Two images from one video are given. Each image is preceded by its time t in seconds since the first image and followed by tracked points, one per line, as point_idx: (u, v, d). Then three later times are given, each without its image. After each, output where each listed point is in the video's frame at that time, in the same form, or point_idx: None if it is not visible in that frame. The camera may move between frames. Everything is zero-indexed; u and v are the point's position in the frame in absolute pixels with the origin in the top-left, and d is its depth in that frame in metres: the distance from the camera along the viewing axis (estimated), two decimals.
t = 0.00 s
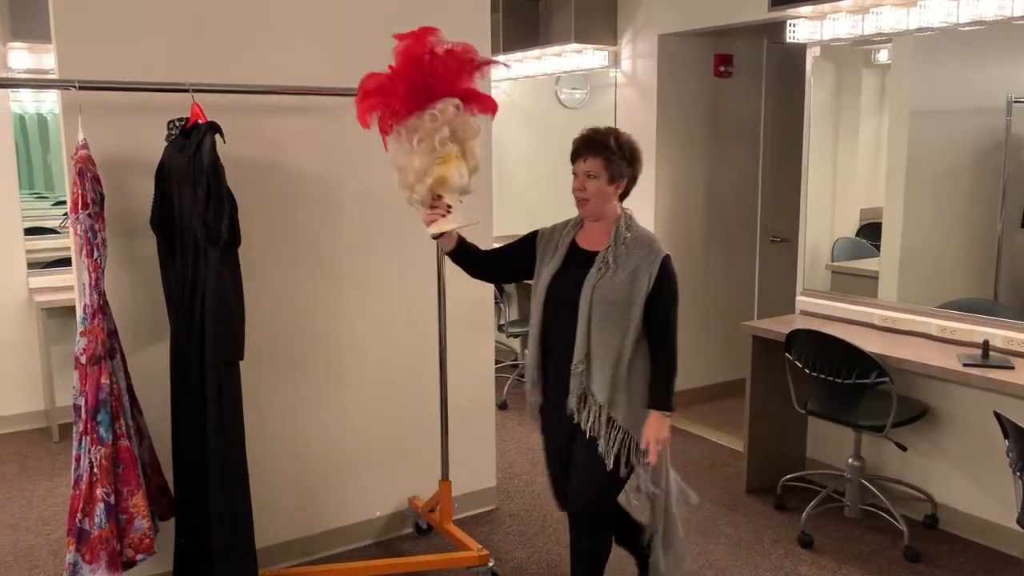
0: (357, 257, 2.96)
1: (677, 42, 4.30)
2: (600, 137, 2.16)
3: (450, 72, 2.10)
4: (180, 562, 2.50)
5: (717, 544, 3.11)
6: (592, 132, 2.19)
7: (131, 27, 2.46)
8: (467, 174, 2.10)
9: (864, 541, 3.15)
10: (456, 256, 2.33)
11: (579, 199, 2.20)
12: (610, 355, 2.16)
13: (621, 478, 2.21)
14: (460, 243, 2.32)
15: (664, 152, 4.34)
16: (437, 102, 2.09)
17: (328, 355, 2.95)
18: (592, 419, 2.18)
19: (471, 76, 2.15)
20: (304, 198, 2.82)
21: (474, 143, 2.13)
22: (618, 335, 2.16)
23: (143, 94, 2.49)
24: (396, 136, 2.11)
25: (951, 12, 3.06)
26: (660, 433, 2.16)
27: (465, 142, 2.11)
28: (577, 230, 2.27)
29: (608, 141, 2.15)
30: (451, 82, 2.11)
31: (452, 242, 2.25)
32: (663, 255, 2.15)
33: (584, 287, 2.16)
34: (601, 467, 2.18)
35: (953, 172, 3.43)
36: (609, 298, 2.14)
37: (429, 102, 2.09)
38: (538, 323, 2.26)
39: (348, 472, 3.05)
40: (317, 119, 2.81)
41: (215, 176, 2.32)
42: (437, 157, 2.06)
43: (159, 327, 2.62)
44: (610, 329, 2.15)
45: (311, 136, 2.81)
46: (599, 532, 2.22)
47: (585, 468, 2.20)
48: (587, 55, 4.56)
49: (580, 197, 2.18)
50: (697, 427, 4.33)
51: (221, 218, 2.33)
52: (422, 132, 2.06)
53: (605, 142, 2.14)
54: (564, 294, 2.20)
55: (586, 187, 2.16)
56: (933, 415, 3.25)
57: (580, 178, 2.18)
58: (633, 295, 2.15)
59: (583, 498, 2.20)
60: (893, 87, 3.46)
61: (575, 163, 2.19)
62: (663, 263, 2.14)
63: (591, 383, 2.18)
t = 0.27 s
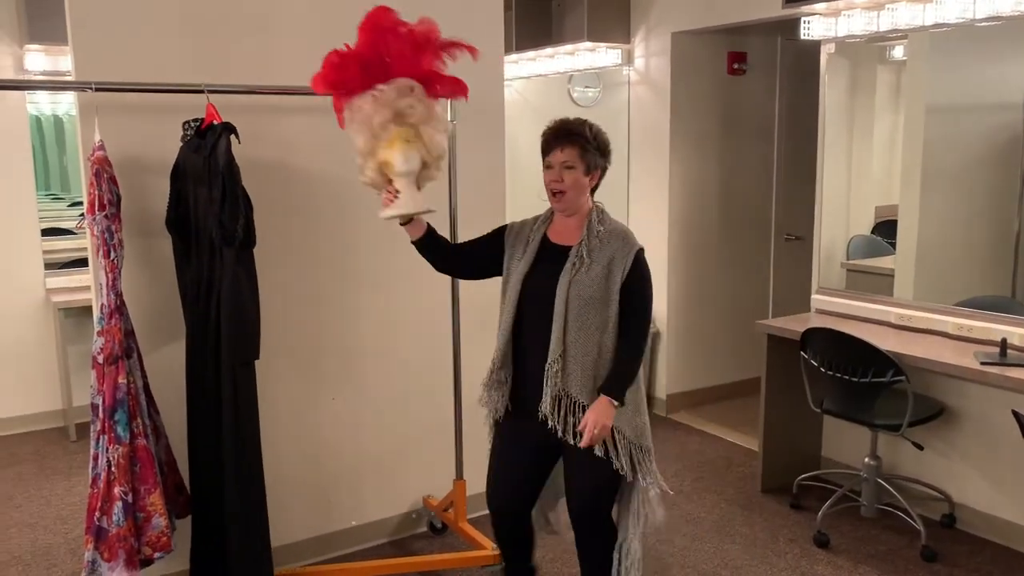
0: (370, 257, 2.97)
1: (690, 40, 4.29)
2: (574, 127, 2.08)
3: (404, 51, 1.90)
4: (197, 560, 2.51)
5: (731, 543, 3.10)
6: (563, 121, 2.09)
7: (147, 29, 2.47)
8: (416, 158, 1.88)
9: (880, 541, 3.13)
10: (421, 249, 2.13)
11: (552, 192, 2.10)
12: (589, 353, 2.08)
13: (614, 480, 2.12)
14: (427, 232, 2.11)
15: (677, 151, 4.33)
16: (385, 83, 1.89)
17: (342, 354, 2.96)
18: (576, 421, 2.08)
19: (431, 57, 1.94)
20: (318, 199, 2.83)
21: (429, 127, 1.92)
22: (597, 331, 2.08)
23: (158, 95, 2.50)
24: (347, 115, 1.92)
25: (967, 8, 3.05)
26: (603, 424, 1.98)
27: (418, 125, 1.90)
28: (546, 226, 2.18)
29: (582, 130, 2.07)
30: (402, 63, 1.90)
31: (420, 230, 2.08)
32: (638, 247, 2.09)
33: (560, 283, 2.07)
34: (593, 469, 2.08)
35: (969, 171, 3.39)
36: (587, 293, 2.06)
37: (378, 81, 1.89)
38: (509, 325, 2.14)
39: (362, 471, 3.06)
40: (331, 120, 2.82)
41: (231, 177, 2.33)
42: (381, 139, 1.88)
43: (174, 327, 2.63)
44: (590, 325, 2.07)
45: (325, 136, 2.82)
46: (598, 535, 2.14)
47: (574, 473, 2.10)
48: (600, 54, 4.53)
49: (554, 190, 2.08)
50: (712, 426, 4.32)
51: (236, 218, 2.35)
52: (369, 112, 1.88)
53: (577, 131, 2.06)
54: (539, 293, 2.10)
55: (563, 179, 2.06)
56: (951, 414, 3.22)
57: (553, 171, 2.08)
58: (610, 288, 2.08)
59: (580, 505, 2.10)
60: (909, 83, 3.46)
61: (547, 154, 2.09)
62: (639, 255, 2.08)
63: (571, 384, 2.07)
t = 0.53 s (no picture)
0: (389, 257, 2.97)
1: (708, 38, 4.27)
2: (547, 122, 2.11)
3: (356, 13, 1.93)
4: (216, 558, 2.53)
5: (749, 542, 3.09)
6: (531, 116, 2.12)
7: (168, 31, 2.49)
8: (359, 114, 1.86)
9: (901, 540, 3.11)
10: (384, 223, 2.09)
11: (529, 189, 2.10)
12: (572, 348, 2.11)
13: (597, 469, 2.19)
14: (396, 209, 2.10)
15: (694, 149, 4.32)
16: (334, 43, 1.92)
17: (361, 353, 2.97)
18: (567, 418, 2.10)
19: (383, 19, 1.95)
20: (337, 198, 2.83)
21: (377, 87, 1.91)
22: (578, 328, 2.12)
23: (179, 96, 2.51)
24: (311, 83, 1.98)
25: (989, 3, 3.06)
26: (608, 427, 2.11)
27: (364, 83, 1.90)
28: (513, 220, 2.17)
29: (558, 127, 2.11)
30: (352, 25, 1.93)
31: (388, 204, 2.07)
32: (608, 243, 2.16)
33: (543, 282, 2.07)
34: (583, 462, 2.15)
35: (989, 168, 3.30)
36: (570, 290, 2.09)
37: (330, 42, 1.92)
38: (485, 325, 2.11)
39: (380, 470, 3.07)
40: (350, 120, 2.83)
41: (250, 178, 2.34)
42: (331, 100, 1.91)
43: (194, 326, 2.64)
44: (573, 323, 2.10)
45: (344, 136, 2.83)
46: (588, 524, 2.20)
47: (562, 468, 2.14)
48: (617, 51, 4.57)
49: (535, 186, 2.09)
50: (730, 425, 4.31)
51: (256, 219, 2.36)
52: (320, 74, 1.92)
53: (554, 129, 2.10)
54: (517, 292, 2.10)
55: (546, 176, 2.08)
56: (973, 413, 3.20)
57: (533, 167, 2.09)
58: (588, 284, 2.12)
59: (569, 496, 2.17)
60: (930, 79, 3.43)
61: (524, 151, 2.09)
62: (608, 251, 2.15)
63: (558, 383, 2.09)
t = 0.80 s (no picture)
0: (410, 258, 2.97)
1: (727, 36, 4.25)
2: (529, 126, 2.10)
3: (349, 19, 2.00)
4: (239, 557, 2.55)
5: (770, 542, 3.07)
6: (512, 121, 2.10)
7: (190, 34, 2.51)
8: (349, 122, 1.92)
9: (924, 541, 3.08)
10: (370, 235, 2.10)
11: (512, 195, 2.08)
12: (552, 353, 2.11)
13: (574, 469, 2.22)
14: (382, 218, 2.11)
15: (714, 147, 4.30)
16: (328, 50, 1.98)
17: (383, 353, 2.98)
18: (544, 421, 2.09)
19: (378, 28, 2.02)
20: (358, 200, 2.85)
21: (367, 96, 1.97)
22: (560, 332, 2.12)
23: (202, 99, 2.54)
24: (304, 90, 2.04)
25: None
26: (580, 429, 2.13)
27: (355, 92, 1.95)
28: (496, 224, 2.15)
29: (539, 132, 2.10)
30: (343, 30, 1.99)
31: (376, 211, 2.08)
32: (589, 247, 2.16)
33: (527, 288, 2.06)
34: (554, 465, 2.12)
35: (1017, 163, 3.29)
36: (554, 296, 2.08)
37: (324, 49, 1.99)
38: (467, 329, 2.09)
39: (402, 469, 3.09)
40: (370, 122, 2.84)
41: (271, 180, 2.36)
42: (323, 106, 1.97)
43: (217, 327, 2.67)
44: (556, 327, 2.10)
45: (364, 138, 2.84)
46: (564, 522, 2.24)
47: (532, 471, 2.12)
48: (636, 50, 4.57)
49: (519, 192, 2.06)
50: (750, 425, 4.29)
51: (277, 220, 2.37)
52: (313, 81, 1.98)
53: (536, 132, 2.08)
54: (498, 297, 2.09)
55: (529, 181, 2.06)
56: (997, 413, 3.16)
57: (516, 173, 2.06)
58: (571, 289, 2.12)
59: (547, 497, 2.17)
60: (953, 75, 3.43)
61: (506, 158, 2.07)
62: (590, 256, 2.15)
63: (537, 387, 2.09)
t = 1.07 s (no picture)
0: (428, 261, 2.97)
1: (744, 36, 4.23)
2: (528, 131, 2.08)
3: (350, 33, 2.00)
4: (258, 558, 2.56)
5: (788, 545, 3.05)
6: (513, 125, 2.08)
7: (209, 39, 2.53)
8: (353, 137, 1.94)
9: (946, 544, 3.05)
10: (373, 245, 2.12)
11: (511, 199, 2.07)
12: (558, 355, 2.10)
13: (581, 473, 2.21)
14: (384, 227, 2.12)
15: (731, 148, 4.28)
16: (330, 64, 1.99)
17: (401, 356, 2.99)
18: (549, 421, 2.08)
19: (378, 41, 2.02)
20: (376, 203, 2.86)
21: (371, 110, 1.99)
22: (565, 335, 2.11)
23: (220, 104, 2.55)
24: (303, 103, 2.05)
25: None
26: (584, 431, 2.12)
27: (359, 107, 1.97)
28: (499, 229, 2.16)
29: (537, 136, 2.07)
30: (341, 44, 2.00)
31: (378, 221, 2.10)
32: (592, 248, 2.16)
33: (531, 291, 2.06)
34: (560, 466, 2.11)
35: None
36: (558, 298, 2.08)
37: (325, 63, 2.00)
38: (471, 333, 2.10)
39: (420, 471, 3.09)
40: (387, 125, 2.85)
41: (290, 184, 2.37)
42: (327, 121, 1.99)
43: (236, 329, 2.68)
44: (561, 330, 2.10)
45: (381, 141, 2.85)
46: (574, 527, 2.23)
47: (540, 475, 2.11)
48: (652, 51, 4.54)
49: (517, 197, 2.06)
50: (768, 427, 4.27)
51: (295, 223, 2.38)
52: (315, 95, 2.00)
53: (534, 136, 2.06)
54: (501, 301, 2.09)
55: (527, 186, 2.05)
56: (1020, 415, 3.13)
57: (514, 177, 2.06)
58: (574, 291, 2.12)
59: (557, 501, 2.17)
60: (972, 73, 3.36)
61: (503, 162, 2.06)
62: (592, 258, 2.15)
63: (543, 389, 2.09)
